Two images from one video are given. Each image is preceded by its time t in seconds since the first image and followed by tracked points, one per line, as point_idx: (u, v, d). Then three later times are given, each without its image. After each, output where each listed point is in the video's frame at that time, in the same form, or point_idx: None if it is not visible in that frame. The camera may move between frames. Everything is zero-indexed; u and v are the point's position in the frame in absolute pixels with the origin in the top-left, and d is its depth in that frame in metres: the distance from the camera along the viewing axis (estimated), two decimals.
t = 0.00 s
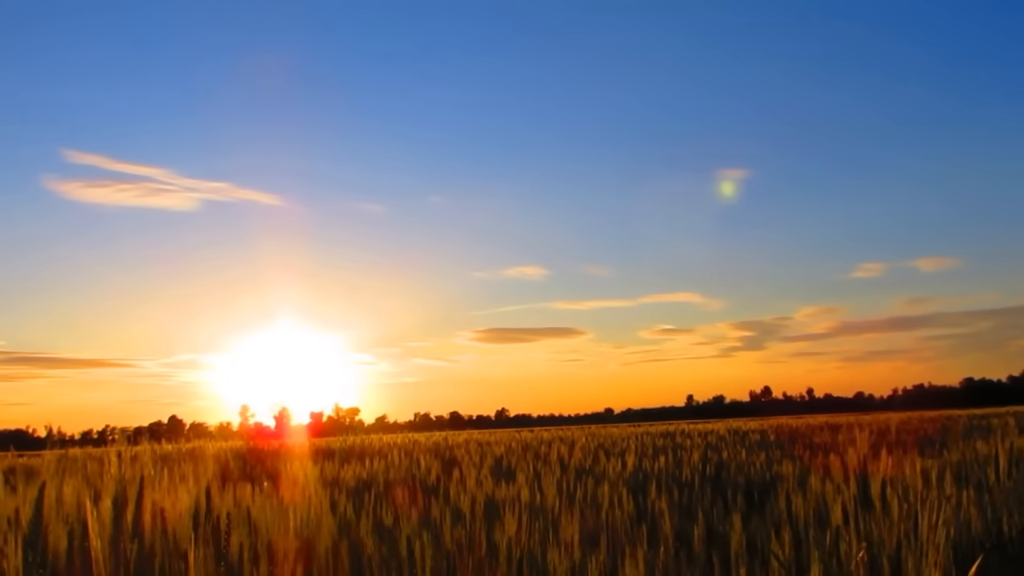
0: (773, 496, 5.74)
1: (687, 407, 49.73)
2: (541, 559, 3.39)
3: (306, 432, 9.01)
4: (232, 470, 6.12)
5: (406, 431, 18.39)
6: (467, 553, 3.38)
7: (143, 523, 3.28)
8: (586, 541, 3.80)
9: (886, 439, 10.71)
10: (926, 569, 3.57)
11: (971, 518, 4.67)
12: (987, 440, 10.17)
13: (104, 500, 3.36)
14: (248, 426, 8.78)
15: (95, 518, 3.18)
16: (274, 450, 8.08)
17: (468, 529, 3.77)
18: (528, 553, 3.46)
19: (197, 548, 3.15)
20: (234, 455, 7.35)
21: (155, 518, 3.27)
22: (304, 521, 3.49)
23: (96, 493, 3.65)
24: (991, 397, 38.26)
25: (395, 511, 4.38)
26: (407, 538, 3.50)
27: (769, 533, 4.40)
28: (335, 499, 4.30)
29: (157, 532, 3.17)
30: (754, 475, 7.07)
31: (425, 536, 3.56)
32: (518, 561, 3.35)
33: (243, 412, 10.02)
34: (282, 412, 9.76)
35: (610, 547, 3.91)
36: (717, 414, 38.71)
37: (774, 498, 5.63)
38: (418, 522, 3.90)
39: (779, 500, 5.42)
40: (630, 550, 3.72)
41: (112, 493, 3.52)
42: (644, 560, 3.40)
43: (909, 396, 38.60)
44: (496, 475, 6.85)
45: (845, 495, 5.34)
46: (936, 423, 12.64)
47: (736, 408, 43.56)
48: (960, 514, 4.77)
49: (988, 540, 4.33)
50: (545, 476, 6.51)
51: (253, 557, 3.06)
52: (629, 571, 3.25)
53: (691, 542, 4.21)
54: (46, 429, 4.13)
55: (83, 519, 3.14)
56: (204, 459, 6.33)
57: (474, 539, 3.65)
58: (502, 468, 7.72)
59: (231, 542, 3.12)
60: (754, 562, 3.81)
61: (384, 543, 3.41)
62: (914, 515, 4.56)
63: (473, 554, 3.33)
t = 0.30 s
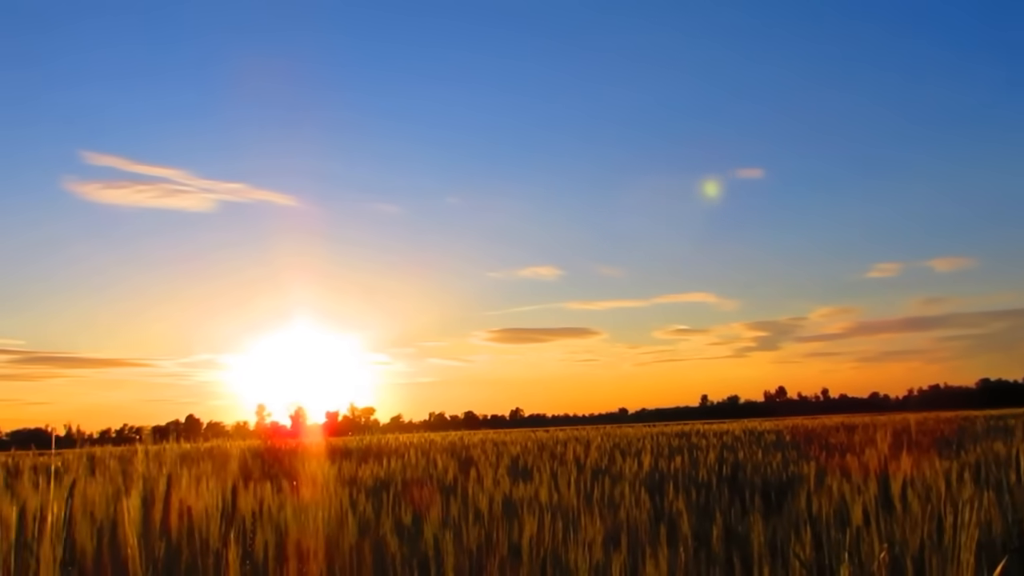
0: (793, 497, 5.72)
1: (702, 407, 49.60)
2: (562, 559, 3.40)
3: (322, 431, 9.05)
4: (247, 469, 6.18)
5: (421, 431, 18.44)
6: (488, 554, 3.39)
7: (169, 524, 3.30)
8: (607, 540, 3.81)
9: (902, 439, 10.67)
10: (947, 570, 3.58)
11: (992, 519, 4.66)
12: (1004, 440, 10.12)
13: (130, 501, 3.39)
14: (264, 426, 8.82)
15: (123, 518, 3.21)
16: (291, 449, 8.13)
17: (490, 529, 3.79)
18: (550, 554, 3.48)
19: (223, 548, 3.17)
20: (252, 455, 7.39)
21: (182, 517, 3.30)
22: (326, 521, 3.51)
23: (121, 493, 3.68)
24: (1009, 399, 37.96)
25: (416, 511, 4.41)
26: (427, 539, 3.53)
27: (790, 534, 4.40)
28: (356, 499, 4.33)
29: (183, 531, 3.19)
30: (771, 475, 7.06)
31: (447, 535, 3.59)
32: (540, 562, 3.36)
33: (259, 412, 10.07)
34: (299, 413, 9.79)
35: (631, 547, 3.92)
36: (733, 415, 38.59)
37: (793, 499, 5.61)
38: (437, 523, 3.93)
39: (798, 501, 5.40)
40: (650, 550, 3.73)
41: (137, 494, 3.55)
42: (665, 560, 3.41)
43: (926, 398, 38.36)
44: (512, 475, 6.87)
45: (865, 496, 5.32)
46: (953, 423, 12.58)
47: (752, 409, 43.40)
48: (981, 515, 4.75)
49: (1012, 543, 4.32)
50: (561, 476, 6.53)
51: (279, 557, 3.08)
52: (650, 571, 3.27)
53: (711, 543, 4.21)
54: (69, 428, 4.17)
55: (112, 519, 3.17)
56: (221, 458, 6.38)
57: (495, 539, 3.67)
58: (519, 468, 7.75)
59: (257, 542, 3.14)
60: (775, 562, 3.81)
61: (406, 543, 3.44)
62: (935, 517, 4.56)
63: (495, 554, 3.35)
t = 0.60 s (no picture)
0: (814, 498, 5.71)
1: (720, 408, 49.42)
2: (588, 558, 3.43)
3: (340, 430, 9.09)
4: (267, 467, 6.23)
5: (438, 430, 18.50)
6: (513, 554, 3.42)
7: (199, 521, 3.35)
8: (630, 539, 3.84)
9: (923, 440, 10.62)
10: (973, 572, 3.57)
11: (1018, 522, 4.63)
12: None
13: (157, 499, 3.42)
14: (284, 425, 8.87)
15: (156, 514, 3.25)
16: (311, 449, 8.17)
17: (512, 529, 3.81)
18: (576, 553, 3.51)
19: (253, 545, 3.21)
20: (272, 453, 7.44)
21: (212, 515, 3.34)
22: (352, 520, 3.54)
23: (151, 490, 3.73)
24: None
25: (439, 510, 4.44)
26: (450, 539, 3.55)
27: (814, 535, 4.39)
28: (380, 497, 4.37)
29: (213, 528, 3.23)
30: (791, 477, 7.04)
31: (471, 534, 3.61)
32: (566, 562, 3.39)
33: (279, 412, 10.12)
34: (317, 412, 9.83)
35: (653, 548, 3.94)
36: (752, 415, 38.42)
37: (815, 499, 5.61)
38: (460, 522, 3.95)
39: (821, 502, 5.39)
40: (674, 549, 3.75)
41: (167, 492, 3.60)
42: (690, 560, 3.42)
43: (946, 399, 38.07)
44: (532, 475, 6.89)
45: (889, 498, 5.31)
46: (973, 425, 12.50)
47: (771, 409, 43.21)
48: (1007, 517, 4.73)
49: None
50: (581, 476, 6.53)
51: (309, 555, 3.11)
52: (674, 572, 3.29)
53: (734, 543, 4.22)
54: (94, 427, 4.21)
55: (144, 515, 3.21)
56: (242, 456, 6.43)
57: (519, 538, 3.70)
58: (538, 468, 7.76)
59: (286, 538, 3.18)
60: (800, 563, 3.82)
61: (430, 542, 3.47)
62: (960, 519, 4.54)
63: (520, 553, 3.38)
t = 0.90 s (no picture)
0: (835, 501, 5.70)
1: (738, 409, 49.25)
2: (610, 558, 3.45)
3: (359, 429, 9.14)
4: (287, 465, 6.29)
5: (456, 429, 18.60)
6: (537, 555, 3.44)
7: (227, 518, 3.39)
8: (652, 540, 3.85)
9: (944, 442, 10.56)
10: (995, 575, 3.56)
11: None
12: None
13: (181, 497, 3.45)
14: (303, 424, 8.93)
15: (185, 511, 3.29)
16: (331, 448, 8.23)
17: (535, 530, 3.83)
18: (599, 553, 3.53)
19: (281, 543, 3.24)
20: (292, 451, 7.50)
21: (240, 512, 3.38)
22: (373, 519, 3.56)
23: (179, 486, 3.77)
24: None
25: (461, 510, 4.48)
26: (472, 540, 3.58)
27: (835, 538, 4.39)
28: (402, 497, 4.41)
29: (240, 526, 3.27)
30: (812, 478, 7.02)
31: (492, 535, 3.63)
32: (589, 562, 3.41)
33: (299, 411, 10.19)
34: (337, 410, 9.87)
35: (674, 549, 3.95)
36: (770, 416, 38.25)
37: (836, 501, 5.59)
38: (479, 522, 3.98)
39: (842, 504, 5.38)
40: (695, 551, 3.76)
41: (194, 490, 3.64)
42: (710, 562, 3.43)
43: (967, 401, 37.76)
44: (551, 475, 6.90)
45: (911, 501, 5.29)
46: (994, 428, 12.40)
47: (790, 410, 43.00)
48: None
49: None
50: (601, 477, 6.54)
51: (336, 553, 3.15)
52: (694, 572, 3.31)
53: (755, 545, 4.23)
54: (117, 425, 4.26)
55: (173, 512, 3.25)
56: (261, 455, 6.48)
57: (541, 538, 3.73)
58: (557, 468, 7.78)
59: (314, 536, 3.21)
60: (821, 564, 3.83)
61: (452, 542, 3.50)
62: (984, 523, 4.51)
63: (544, 552, 3.41)
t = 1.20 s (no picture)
0: (856, 503, 5.67)
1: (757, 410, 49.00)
2: (633, 558, 3.46)
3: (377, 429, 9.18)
4: (308, 465, 6.33)
5: (472, 430, 18.62)
6: (560, 556, 3.46)
7: (254, 514, 3.42)
8: (673, 540, 3.86)
9: (965, 445, 10.49)
10: None
11: None
12: None
13: (207, 495, 3.49)
14: (323, 424, 8.98)
15: (212, 511, 3.33)
16: (350, 447, 8.27)
17: (556, 530, 3.85)
18: (621, 554, 3.54)
19: (307, 541, 3.27)
20: (312, 450, 7.54)
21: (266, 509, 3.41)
22: (396, 518, 3.59)
23: (205, 484, 3.82)
24: None
25: (482, 510, 4.50)
26: (494, 540, 3.60)
27: (857, 540, 4.38)
28: (424, 496, 4.44)
29: (266, 523, 3.30)
30: (832, 481, 7.00)
31: (513, 536, 3.65)
32: (611, 564, 3.42)
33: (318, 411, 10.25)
34: (356, 410, 9.91)
35: (695, 550, 3.95)
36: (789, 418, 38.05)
37: (858, 503, 5.56)
38: (500, 523, 4.00)
39: (864, 506, 5.35)
40: (714, 552, 3.77)
41: (220, 489, 3.68)
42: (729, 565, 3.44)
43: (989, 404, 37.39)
44: (569, 476, 6.91)
45: (932, 504, 5.26)
46: (1015, 431, 12.32)
47: (810, 412, 42.73)
48: None
49: None
50: (619, 478, 6.54)
51: (363, 549, 3.17)
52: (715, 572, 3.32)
53: (775, 547, 4.22)
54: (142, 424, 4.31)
55: (201, 510, 3.29)
56: (282, 454, 6.52)
57: (563, 538, 3.74)
58: (576, 469, 7.79)
59: (340, 534, 3.24)
60: (844, 565, 3.82)
61: (473, 541, 3.52)
62: (1009, 526, 4.48)
63: (566, 552, 3.42)
